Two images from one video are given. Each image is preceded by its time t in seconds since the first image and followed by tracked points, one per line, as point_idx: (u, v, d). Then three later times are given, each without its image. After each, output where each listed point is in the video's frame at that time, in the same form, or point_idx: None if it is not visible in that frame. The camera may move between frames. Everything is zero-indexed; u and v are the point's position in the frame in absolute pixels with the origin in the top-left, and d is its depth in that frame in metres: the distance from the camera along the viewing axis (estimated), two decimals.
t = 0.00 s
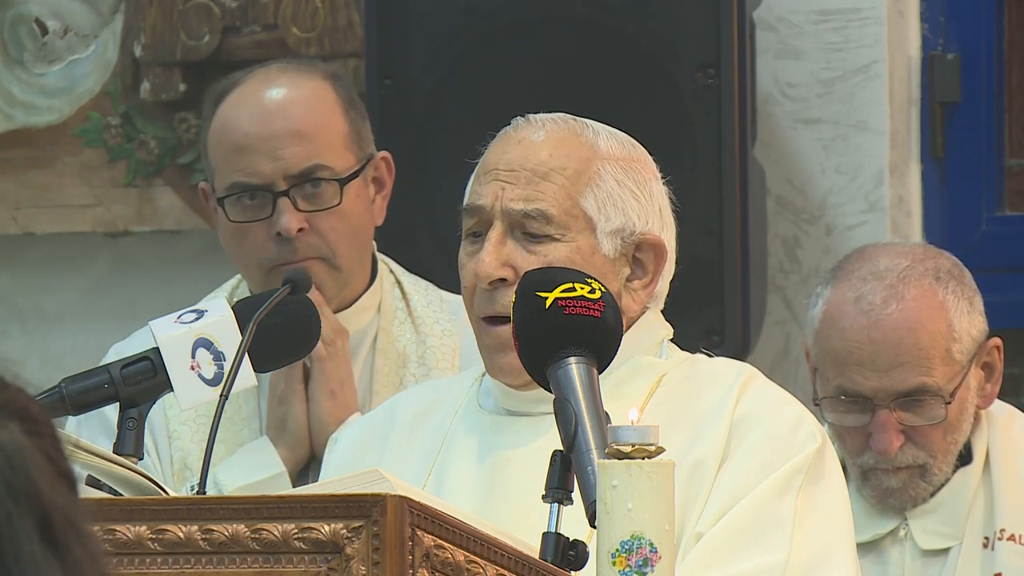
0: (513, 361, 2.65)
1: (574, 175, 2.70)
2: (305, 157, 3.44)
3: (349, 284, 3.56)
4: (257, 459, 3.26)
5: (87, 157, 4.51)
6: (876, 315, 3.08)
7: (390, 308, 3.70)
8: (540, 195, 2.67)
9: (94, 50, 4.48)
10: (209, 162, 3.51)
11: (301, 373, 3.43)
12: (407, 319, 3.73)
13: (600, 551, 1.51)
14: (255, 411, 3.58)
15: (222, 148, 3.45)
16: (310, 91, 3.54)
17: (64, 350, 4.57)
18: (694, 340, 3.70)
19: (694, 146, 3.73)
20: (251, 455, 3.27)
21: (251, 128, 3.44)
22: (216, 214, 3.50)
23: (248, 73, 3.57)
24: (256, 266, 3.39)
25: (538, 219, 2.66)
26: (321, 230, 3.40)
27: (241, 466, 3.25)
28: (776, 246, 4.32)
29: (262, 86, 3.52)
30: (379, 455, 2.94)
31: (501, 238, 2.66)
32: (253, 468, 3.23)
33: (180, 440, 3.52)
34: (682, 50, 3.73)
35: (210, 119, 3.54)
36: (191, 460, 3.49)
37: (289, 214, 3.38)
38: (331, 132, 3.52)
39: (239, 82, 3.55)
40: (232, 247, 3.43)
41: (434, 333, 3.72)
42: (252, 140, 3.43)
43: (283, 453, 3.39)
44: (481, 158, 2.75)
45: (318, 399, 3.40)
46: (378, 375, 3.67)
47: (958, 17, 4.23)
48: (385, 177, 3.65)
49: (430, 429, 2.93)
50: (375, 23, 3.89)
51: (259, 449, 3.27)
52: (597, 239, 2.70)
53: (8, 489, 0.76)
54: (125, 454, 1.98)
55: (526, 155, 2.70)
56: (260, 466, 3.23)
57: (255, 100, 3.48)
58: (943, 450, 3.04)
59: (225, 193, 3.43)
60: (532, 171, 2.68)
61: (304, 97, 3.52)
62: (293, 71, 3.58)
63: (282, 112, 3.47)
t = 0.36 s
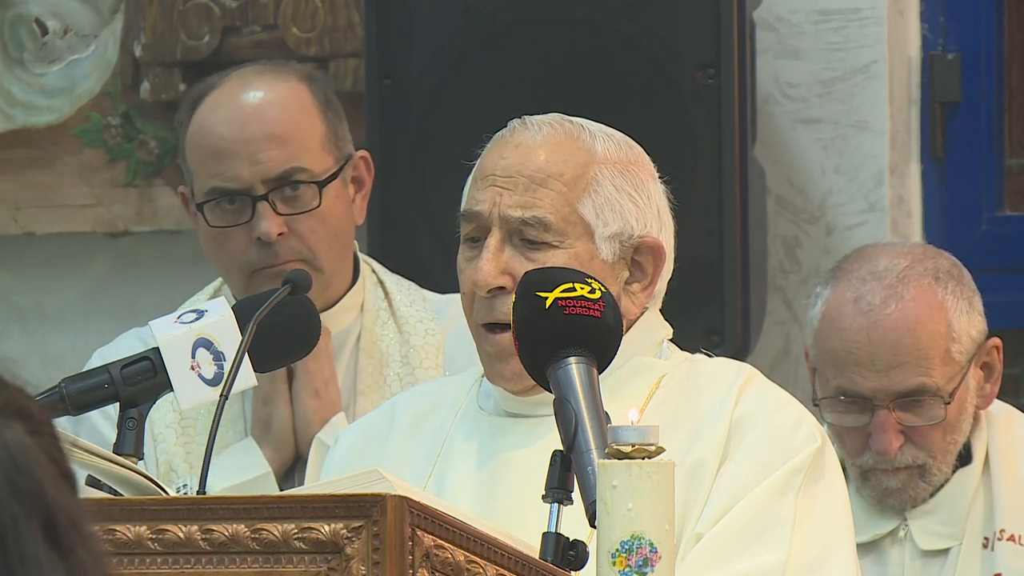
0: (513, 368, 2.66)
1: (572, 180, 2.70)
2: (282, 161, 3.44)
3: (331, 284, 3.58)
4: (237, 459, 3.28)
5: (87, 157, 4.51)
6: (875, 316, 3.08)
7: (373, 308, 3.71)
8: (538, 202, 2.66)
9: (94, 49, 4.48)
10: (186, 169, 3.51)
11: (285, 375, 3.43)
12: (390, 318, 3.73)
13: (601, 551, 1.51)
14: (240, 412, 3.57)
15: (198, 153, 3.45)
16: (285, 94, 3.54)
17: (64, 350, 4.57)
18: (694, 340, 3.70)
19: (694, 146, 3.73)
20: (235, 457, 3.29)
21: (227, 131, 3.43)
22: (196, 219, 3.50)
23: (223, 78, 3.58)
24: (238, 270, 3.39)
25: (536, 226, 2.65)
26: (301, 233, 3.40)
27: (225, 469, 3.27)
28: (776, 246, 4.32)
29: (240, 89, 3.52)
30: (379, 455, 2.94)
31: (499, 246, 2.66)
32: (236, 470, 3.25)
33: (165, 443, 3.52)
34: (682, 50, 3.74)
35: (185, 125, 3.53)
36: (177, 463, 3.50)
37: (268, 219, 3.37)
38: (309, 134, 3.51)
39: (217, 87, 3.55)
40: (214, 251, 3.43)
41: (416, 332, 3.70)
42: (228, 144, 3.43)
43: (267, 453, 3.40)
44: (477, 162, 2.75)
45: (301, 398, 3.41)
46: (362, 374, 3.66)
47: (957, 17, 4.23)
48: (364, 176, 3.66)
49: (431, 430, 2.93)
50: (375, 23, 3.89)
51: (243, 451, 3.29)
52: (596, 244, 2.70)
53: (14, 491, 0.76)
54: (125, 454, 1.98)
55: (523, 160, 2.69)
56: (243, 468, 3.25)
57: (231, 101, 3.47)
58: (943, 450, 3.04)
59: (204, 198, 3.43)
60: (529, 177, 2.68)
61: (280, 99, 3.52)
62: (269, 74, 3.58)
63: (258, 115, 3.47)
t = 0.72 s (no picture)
0: (511, 367, 2.66)
1: (571, 182, 2.69)
2: (282, 157, 3.44)
3: (330, 283, 3.57)
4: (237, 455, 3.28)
5: (87, 157, 4.51)
6: (875, 316, 3.08)
7: (372, 307, 3.71)
8: (538, 204, 2.66)
9: (94, 50, 4.48)
10: (187, 166, 3.51)
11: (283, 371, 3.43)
12: (389, 317, 3.72)
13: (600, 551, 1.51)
14: (238, 410, 3.56)
15: (199, 149, 3.44)
16: (286, 91, 3.54)
17: (65, 350, 4.57)
18: (694, 340, 3.70)
19: (695, 145, 3.73)
20: (235, 452, 3.29)
21: (228, 127, 3.42)
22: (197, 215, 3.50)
23: (225, 73, 3.57)
24: (238, 266, 3.39)
25: (536, 228, 2.65)
26: (301, 230, 3.40)
27: (223, 464, 3.27)
28: (776, 246, 4.32)
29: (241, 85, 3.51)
30: (380, 454, 2.95)
31: (498, 247, 2.66)
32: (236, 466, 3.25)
33: (162, 440, 3.52)
34: (682, 50, 3.74)
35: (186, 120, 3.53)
36: (175, 461, 3.50)
37: (269, 216, 3.38)
38: (310, 131, 3.52)
39: (217, 83, 3.54)
40: (213, 247, 3.43)
41: (415, 331, 3.70)
42: (229, 141, 3.42)
43: (266, 451, 3.40)
44: (477, 164, 2.75)
45: (300, 395, 3.41)
46: (360, 373, 3.67)
47: (957, 17, 4.23)
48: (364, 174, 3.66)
49: (431, 430, 2.93)
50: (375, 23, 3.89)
51: (243, 447, 3.29)
52: (596, 246, 2.70)
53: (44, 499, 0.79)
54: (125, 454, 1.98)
55: (522, 162, 2.69)
56: (245, 464, 3.25)
57: (231, 98, 3.47)
58: (943, 450, 3.04)
59: (205, 194, 3.42)
60: (528, 179, 2.67)
61: (282, 96, 3.52)
62: (269, 71, 3.58)
63: (260, 112, 3.46)
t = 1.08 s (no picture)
0: (510, 369, 2.64)
1: (570, 185, 2.69)
2: (297, 154, 3.44)
3: (342, 283, 3.58)
4: (243, 456, 3.27)
5: (87, 158, 4.51)
6: (875, 316, 3.08)
7: (382, 308, 3.73)
8: (536, 207, 2.66)
9: (94, 50, 4.48)
10: (200, 162, 3.51)
11: (294, 373, 3.44)
12: (399, 318, 3.74)
13: (600, 551, 1.51)
14: (247, 409, 3.59)
15: (212, 146, 3.45)
16: (301, 90, 3.54)
17: (64, 350, 4.56)
18: (694, 340, 3.70)
19: (695, 146, 3.74)
20: (242, 454, 3.29)
21: (243, 124, 3.43)
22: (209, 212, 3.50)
23: (240, 71, 3.58)
24: (250, 263, 3.39)
25: (535, 231, 2.65)
26: (314, 229, 3.40)
27: (229, 466, 3.26)
28: (776, 246, 4.32)
29: (256, 83, 3.52)
30: (381, 455, 2.95)
31: (497, 251, 2.66)
32: (242, 468, 3.25)
33: (171, 440, 3.52)
34: (682, 49, 3.74)
35: (200, 117, 3.53)
36: (184, 460, 3.49)
37: (283, 213, 3.38)
38: (324, 131, 3.52)
39: (230, 82, 3.55)
40: (225, 245, 3.43)
41: (426, 333, 3.73)
42: (243, 138, 3.43)
43: (276, 452, 3.38)
44: (475, 166, 2.74)
45: (310, 395, 3.42)
46: (371, 374, 3.69)
47: (958, 17, 4.23)
48: (377, 175, 3.66)
49: (432, 430, 2.93)
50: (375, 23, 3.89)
51: (249, 449, 3.29)
52: (594, 248, 2.70)
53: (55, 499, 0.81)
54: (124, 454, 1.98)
55: (521, 164, 2.69)
56: (253, 466, 3.25)
57: (246, 96, 3.48)
58: (943, 450, 3.04)
59: (218, 190, 3.43)
60: (527, 182, 2.67)
61: (296, 95, 3.53)
62: (286, 71, 3.59)
63: (274, 111, 3.47)
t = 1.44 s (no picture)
0: (512, 372, 2.66)
1: (570, 185, 2.69)
2: (316, 156, 3.44)
3: (358, 284, 3.57)
4: (259, 456, 3.21)
5: (87, 158, 4.51)
6: (875, 316, 3.08)
7: (397, 307, 3.72)
8: (536, 207, 2.66)
9: (94, 50, 4.48)
10: (217, 160, 3.53)
11: (311, 371, 3.44)
12: (414, 318, 3.75)
13: (600, 551, 1.51)
14: (263, 408, 3.60)
15: (231, 145, 3.46)
16: (320, 91, 3.54)
17: (64, 350, 4.57)
18: (694, 340, 3.71)
19: (695, 146, 3.74)
20: (257, 454, 3.23)
21: (261, 124, 3.44)
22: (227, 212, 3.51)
23: (259, 70, 3.59)
24: (267, 263, 3.40)
25: (535, 231, 2.65)
26: (332, 230, 3.40)
27: (246, 465, 3.20)
28: (776, 246, 4.32)
29: (275, 83, 3.52)
30: (381, 456, 2.95)
31: (497, 251, 2.66)
32: (259, 467, 3.19)
33: (187, 438, 3.51)
34: (682, 50, 3.73)
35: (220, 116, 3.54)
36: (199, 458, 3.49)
37: (301, 214, 3.38)
38: (342, 132, 3.52)
39: (249, 81, 3.55)
40: (243, 245, 3.43)
41: (441, 333, 3.75)
42: (262, 138, 3.43)
43: (292, 451, 3.40)
44: (476, 166, 2.74)
45: (327, 395, 3.42)
46: (387, 374, 3.69)
47: (957, 17, 4.23)
48: (393, 176, 3.66)
49: (432, 430, 2.94)
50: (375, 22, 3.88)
51: (264, 449, 3.23)
52: (594, 248, 2.70)
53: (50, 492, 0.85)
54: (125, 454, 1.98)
55: (521, 165, 2.69)
56: (269, 465, 3.19)
57: (264, 96, 3.48)
58: (943, 450, 3.04)
59: (237, 190, 3.43)
60: (527, 182, 2.67)
61: (315, 95, 3.52)
62: (305, 71, 3.58)
63: (292, 112, 3.47)
